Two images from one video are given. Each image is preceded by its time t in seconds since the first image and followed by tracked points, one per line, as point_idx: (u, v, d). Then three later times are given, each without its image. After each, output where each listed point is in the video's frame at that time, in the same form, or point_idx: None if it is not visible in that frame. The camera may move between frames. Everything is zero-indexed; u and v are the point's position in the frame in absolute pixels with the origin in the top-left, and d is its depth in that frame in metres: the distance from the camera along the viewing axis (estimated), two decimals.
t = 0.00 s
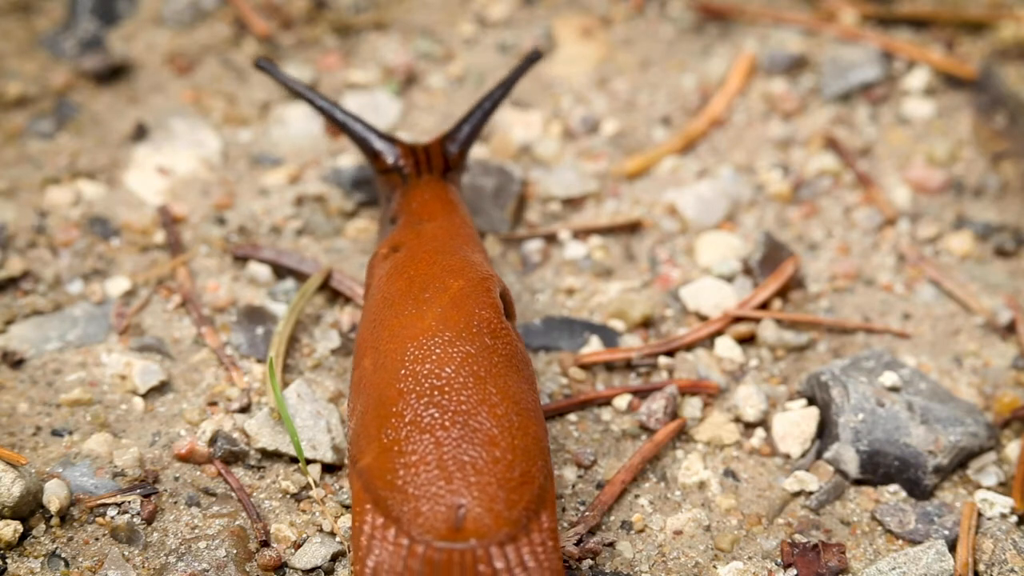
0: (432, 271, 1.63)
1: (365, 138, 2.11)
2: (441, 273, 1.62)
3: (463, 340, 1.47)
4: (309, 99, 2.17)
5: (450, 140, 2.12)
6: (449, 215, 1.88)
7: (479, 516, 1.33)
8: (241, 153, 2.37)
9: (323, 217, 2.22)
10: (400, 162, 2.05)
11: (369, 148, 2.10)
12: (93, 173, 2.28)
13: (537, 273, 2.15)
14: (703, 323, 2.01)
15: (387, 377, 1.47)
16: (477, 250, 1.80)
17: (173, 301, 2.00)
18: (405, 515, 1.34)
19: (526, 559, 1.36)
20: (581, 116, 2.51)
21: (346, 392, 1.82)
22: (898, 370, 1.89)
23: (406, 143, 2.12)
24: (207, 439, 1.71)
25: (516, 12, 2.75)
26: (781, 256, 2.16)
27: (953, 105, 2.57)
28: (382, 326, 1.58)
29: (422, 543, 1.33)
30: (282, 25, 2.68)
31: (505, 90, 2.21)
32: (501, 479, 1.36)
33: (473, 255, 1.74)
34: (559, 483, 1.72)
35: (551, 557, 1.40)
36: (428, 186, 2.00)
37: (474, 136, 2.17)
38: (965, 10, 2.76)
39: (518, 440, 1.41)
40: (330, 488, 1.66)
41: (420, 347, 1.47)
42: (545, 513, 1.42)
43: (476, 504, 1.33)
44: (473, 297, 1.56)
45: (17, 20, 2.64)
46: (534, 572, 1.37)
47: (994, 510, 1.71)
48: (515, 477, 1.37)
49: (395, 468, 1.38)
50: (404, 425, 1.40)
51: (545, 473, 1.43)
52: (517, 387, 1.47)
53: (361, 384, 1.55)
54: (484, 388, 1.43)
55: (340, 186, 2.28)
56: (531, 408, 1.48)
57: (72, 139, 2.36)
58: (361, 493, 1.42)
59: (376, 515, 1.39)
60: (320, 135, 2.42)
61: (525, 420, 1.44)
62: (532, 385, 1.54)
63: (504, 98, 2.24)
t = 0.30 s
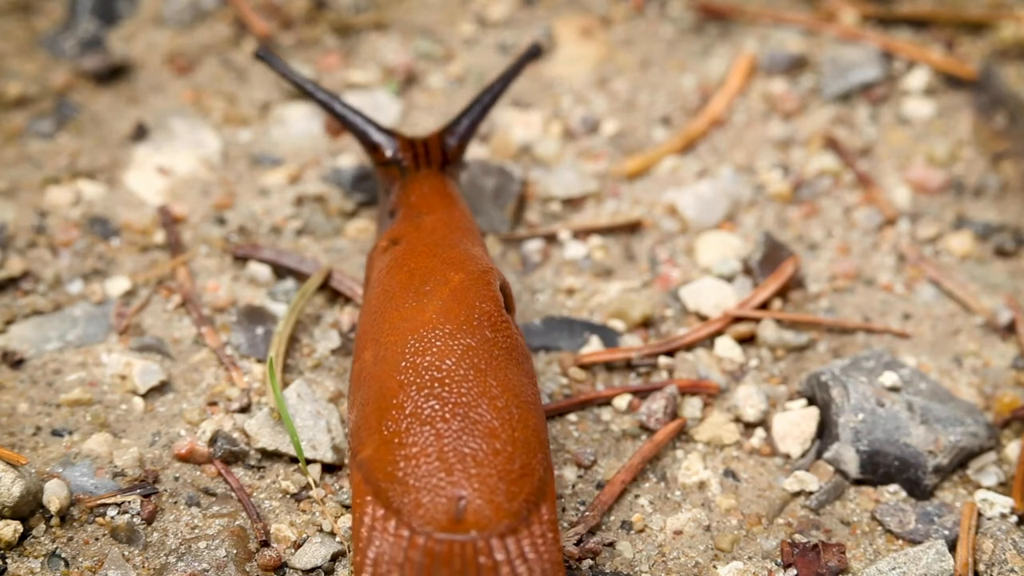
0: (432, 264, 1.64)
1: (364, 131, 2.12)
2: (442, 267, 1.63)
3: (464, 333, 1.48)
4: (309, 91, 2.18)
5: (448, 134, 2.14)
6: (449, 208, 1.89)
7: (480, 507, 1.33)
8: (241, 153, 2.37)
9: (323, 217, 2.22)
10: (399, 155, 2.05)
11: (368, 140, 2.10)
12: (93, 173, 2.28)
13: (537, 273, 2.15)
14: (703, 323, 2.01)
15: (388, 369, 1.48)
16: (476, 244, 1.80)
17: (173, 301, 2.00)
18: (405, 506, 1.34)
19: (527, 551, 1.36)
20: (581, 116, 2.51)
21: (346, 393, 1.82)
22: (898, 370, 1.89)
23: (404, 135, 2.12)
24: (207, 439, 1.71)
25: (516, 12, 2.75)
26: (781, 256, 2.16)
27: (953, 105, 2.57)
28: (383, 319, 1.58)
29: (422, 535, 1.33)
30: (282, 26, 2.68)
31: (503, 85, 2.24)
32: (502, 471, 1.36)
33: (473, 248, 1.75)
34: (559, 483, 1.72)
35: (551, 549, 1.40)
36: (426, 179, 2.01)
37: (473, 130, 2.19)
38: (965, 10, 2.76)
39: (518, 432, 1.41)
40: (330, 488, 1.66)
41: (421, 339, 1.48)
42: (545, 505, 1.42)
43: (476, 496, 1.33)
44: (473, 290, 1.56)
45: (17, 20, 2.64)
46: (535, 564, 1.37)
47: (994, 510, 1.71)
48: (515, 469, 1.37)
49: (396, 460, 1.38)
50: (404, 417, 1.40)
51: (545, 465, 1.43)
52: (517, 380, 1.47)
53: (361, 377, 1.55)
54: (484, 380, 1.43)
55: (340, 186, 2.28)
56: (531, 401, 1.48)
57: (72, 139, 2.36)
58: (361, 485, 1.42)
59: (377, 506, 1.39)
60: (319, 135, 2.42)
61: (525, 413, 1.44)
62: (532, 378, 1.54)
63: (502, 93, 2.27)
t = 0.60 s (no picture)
0: (432, 256, 1.65)
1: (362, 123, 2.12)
2: (442, 259, 1.64)
3: (463, 325, 1.49)
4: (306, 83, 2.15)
5: (446, 127, 2.13)
6: (449, 201, 1.90)
7: (480, 498, 1.33)
8: (241, 153, 2.37)
9: (323, 217, 2.22)
10: (397, 148, 2.05)
11: (366, 133, 2.10)
12: (93, 173, 2.28)
13: (537, 273, 2.15)
14: (703, 323, 2.01)
15: (388, 361, 1.48)
16: (476, 237, 1.81)
17: (173, 301, 2.00)
18: (406, 497, 1.35)
19: (527, 541, 1.36)
20: (582, 116, 2.51)
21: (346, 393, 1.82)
22: (898, 370, 1.89)
23: (402, 128, 2.11)
24: (207, 439, 1.71)
25: (516, 12, 2.75)
26: (781, 256, 2.16)
27: (953, 105, 2.57)
28: (383, 311, 1.60)
29: (423, 526, 1.33)
30: (282, 26, 2.68)
31: (501, 78, 2.22)
32: (502, 462, 1.37)
33: (473, 242, 1.76)
34: (559, 483, 1.72)
35: (551, 540, 1.38)
36: (424, 172, 2.01)
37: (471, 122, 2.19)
38: (965, 10, 2.76)
39: (517, 424, 1.42)
40: (330, 488, 1.66)
41: (421, 331, 1.49)
42: (546, 496, 1.41)
43: (477, 487, 1.34)
44: (473, 282, 1.58)
45: (17, 20, 2.64)
46: (535, 556, 1.36)
47: (994, 510, 1.71)
48: (515, 460, 1.38)
49: (396, 451, 1.38)
50: (404, 408, 1.41)
51: (545, 457, 1.44)
52: (516, 372, 1.49)
53: (361, 369, 1.56)
54: (484, 371, 1.44)
55: (340, 187, 2.28)
56: (531, 394, 1.49)
57: (72, 139, 2.36)
58: (361, 477, 1.43)
59: (377, 497, 1.39)
60: (319, 136, 2.43)
61: (525, 405, 1.45)
62: (531, 371, 1.55)
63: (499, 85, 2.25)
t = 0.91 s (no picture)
0: (432, 248, 1.65)
1: (364, 114, 2.13)
2: (442, 251, 1.65)
3: (464, 317, 1.50)
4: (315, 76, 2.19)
5: (446, 119, 2.14)
6: (449, 194, 1.90)
7: (480, 489, 1.34)
8: (241, 153, 2.37)
9: (323, 217, 2.22)
10: (398, 140, 2.06)
11: (367, 124, 2.11)
12: (93, 173, 2.28)
13: (538, 273, 2.15)
14: (703, 323, 2.01)
15: (388, 352, 1.49)
16: (476, 229, 1.82)
17: (173, 301, 2.00)
18: (407, 488, 1.35)
19: (527, 532, 1.37)
20: (581, 116, 2.51)
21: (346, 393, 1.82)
22: (898, 370, 1.89)
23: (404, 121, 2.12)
24: (207, 439, 1.71)
25: (516, 12, 2.75)
26: (781, 256, 2.16)
27: (953, 105, 2.57)
28: (382, 302, 1.60)
29: (424, 516, 1.34)
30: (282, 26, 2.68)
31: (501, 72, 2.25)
32: (502, 453, 1.38)
33: (473, 234, 1.77)
34: (559, 483, 1.72)
35: (551, 531, 1.39)
36: (424, 165, 2.02)
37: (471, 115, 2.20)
38: (965, 10, 2.76)
39: (518, 416, 1.43)
40: (330, 488, 1.66)
41: (422, 322, 1.49)
42: (545, 487, 1.42)
43: (477, 478, 1.35)
44: (473, 274, 1.58)
45: (17, 20, 2.64)
46: (535, 546, 1.37)
47: (994, 510, 1.71)
48: (515, 451, 1.39)
49: (396, 442, 1.39)
50: (404, 399, 1.42)
51: (545, 448, 1.45)
52: (516, 364, 1.49)
53: (361, 360, 1.56)
54: (485, 363, 1.45)
55: (340, 187, 2.28)
56: (530, 385, 1.50)
57: (72, 139, 2.36)
58: (361, 467, 1.43)
59: (377, 488, 1.40)
60: (320, 136, 2.43)
61: (524, 397, 1.46)
62: (531, 362, 1.56)
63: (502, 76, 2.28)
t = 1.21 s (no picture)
0: (432, 241, 1.67)
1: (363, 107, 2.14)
2: (442, 244, 1.66)
3: (464, 310, 1.51)
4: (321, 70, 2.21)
5: (446, 112, 2.15)
6: (448, 186, 1.92)
7: (480, 481, 1.35)
8: (241, 153, 2.37)
9: (323, 217, 2.22)
10: (397, 133, 2.07)
11: (367, 117, 2.12)
12: (93, 173, 2.28)
13: (538, 273, 2.15)
14: (703, 323, 2.01)
15: (388, 345, 1.50)
16: (475, 222, 1.83)
17: (173, 301, 2.00)
18: (407, 480, 1.36)
19: (527, 524, 1.37)
20: (581, 116, 2.51)
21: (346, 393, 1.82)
22: (898, 370, 1.89)
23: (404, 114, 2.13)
24: (207, 439, 1.71)
25: (516, 12, 2.75)
26: (781, 256, 2.15)
27: (953, 104, 2.57)
28: (382, 295, 1.61)
29: (424, 508, 1.34)
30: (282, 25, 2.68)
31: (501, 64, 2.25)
32: (502, 445, 1.38)
33: (473, 227, 1.78)
34: (559, 482, 1.72)
35: (551, 522, 1.39)
36: (423, 156, 2.03)
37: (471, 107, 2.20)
38: (965, 10, 2.76)
39: (517, 408, 1.43)
40: (330, 488, 1.66)
41: (421, 315, 1.50)
42: (545, 479, 1.43)
43: (477, 470, 1.35)
44: (473, 267, 1.60)
45: (17, 20, 2.64)
46: (535, 538, 1.37)
47: (995, 510, 1.71)
48: (514, 443, 1.40)
49: (396, 434, 1.40)
50: (404, 391, 1.43)
51: (544, 440, 1.45)
52: (515, 357, 1.51)
53: (361, 353, 1.57)
54: (484, 356, 1.46)
55: (340, 186, 2.28)
56: (529, 378, 1.51)
57: (72, 139, 2.36)
58: (361, 460, 1.44)
59: (377, 481, 1.40)
60: (320, 136, 2.43)
61: (523, 390, 1.47)
62: (530, 356, 1.57)
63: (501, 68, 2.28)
